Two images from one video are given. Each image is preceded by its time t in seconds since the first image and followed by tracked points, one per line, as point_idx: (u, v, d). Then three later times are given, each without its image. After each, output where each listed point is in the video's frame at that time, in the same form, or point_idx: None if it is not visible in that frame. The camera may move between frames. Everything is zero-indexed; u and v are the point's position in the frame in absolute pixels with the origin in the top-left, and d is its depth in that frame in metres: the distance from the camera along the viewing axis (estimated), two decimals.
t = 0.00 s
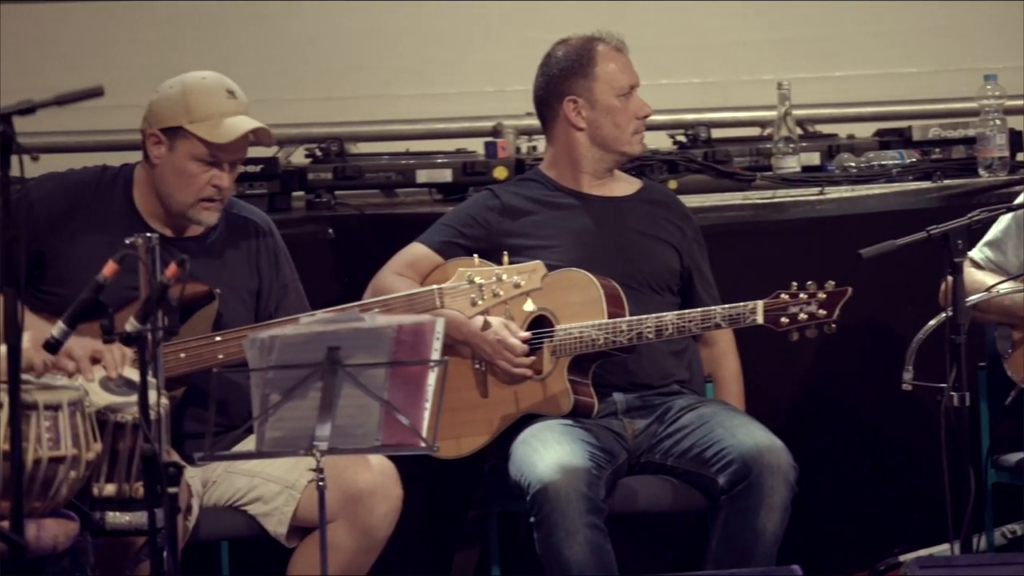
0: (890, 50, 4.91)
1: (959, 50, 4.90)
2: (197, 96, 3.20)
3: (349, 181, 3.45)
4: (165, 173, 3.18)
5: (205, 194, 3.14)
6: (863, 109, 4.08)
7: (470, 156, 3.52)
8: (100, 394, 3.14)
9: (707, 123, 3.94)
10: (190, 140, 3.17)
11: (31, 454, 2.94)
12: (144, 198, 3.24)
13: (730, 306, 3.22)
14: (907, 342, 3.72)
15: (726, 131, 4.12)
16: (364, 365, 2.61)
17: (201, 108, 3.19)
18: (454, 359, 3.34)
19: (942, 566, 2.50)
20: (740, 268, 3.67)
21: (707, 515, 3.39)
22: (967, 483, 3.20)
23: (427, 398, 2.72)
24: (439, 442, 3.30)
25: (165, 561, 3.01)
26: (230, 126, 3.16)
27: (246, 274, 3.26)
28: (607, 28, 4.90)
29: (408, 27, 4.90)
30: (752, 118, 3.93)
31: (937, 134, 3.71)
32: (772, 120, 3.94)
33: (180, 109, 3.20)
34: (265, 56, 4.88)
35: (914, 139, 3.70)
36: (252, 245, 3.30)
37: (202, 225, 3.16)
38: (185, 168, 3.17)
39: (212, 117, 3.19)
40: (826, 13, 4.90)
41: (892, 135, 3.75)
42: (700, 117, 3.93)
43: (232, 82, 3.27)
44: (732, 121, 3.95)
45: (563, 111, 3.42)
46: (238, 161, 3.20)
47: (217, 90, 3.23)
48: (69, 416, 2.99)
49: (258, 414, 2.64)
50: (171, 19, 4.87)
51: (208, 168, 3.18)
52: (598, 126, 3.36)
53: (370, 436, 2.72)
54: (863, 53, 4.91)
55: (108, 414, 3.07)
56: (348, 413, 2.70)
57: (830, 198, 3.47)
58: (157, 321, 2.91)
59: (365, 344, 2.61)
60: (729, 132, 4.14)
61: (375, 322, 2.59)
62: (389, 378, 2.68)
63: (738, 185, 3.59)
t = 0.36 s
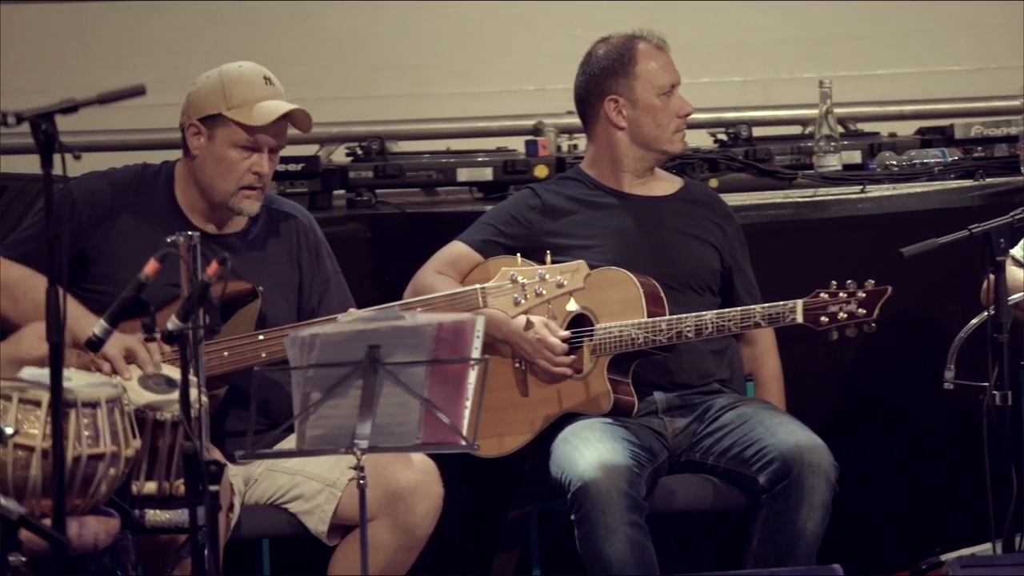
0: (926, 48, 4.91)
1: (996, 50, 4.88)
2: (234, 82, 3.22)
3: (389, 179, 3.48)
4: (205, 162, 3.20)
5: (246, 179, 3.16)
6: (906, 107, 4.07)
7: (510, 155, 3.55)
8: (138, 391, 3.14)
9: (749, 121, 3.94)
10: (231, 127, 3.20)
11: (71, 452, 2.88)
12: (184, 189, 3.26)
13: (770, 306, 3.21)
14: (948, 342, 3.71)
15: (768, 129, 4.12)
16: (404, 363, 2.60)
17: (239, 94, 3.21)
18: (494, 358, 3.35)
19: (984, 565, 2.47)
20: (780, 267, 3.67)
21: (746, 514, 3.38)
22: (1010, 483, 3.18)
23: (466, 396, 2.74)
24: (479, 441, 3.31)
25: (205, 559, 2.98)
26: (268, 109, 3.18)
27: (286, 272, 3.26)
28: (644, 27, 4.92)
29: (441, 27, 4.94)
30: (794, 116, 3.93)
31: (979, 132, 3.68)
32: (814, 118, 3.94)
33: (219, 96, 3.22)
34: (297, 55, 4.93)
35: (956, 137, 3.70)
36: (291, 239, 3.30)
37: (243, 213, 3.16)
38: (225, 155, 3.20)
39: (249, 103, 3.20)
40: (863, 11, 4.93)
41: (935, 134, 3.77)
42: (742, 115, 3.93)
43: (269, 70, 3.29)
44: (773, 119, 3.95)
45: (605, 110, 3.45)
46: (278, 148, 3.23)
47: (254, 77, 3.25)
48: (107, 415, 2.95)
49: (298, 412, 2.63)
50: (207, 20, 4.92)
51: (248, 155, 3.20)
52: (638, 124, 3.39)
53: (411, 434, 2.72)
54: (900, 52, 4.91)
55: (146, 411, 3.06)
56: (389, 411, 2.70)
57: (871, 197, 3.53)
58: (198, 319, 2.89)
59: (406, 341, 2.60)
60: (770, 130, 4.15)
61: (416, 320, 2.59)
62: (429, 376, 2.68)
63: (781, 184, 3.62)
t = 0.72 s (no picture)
0: (950, 48, 4.90)
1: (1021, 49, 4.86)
2: (255, 80, 3.18)
3: (412, 178, 3.47)
4: (219, 157, 3.18)
5: (252, 178, 3.11)
6: (931, 106, 4.07)
7: (534, 153, 3.55)
8: (164, 391, 3.12)
9: (773, 120, 3.96)
10: (243, 123, 3.16)
11: (97, 450, 2.87)
12: (206, 185, 3.25)
13: (792, 301, 3.19)
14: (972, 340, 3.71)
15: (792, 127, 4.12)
16: (428, 362, 2.60)
17: (256, 92, 3.17)
18: (517, 357, 3.35)
19: (1007, 564, 2.45)
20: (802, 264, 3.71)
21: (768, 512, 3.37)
22: None
23: (490, 395, 2.73)
24: (502, 440, 3.31)
25: (228, 557, 2.97)
26: (279, 108, 3.12)
27: (309, 271, 3.27)
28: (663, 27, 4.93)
29: (458, 27, 4.94)
30: (817, 115, 3.95)
31: (1003, 131, 3.68)
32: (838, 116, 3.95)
33: (238, 92, 3.19)
34: (314, 55, 4.94)
35: (980, 136, 3.71)
36: (313, 239, 3.31)
37: (250, 212, 3.12)
38: (237, 151, 3.16)
39: (264, 101, 3.15)
40: (886, 10, 4.92)
41: (958, 133, 3.78)
42: (766, 114, 3.95)
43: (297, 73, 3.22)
44: (797, 117, 3.97)
45: (626, 107, 3.45)
46: (289, 147, 3.16)
47: (277, 77, 3.18)
48: (132, 413, 2.93)
49: (321, 410, 2.63)
50: (227, 19, 4.93)
51: (259, 153, 3.15)
52: (659, 121, 3.39)
53: (433, 433, 2.72)
54: (923, 51, 4.90)
55: (172, 411, 3.04)
56: (411, 411, 2.69)
57: (894, 196, 3.49)
58: (221, 318, 2.87)
59: (428, 342, 2.59)
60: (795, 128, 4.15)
61: (439, 319, 2.58)
62: (453, 375, 2.67)
63: (805, 182, 3.61)
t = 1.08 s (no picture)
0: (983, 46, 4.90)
1: None
2: (297, 81, 3.23)
3: (449, 176, 3.53)
4: (267, 160, 3.20)
5: (307, 180, 3.16)
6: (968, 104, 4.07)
7: (571, 151, 3.60)
8: (202, 389, 3.08)
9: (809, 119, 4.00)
10: (293, 126, 3.20)
11: (133, 449, 2.76)
12: (245, 187, 3.25)
13: (830, 302, 3.21)
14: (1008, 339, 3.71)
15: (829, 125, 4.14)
16: (465, 362, 2.57)
17: (303, 94, 3.21)
18: (554, 355, 3.35)
19: None
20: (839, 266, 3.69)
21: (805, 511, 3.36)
22: None
23: (527, 393, 2.70)
24: (539, 438, 3.31)
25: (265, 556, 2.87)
26: (332, 109, 3.18)
27: (347, 269, 3.27)
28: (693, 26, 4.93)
29: (487, 26, 4.95)
30: (854, 113, 4.01)
31: None
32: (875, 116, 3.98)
33: (282, 94, 3.22)
34: (343, 54, 4.96)
35: (1017, 135, 3.73)
36: (349, 238, 3.31)
37: (303, 213, 3.16)
38: (287, 154, 3.19)
39: (312, 102, 3.20)
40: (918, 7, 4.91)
41: (996, 130, 3.80)
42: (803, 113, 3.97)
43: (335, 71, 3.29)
44: (834, 117, 4.01)
45: (663, 107, 3.46)
46: (340, 148, 3.22)
47: (318, 76, 3.24)
48: (170, 412, 2.84)
49: (358, 409, 2.60)
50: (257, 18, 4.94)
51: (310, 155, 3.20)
52: (698, 120, 3.40)
53: (470, 432, 2.68)
54: (956, 49, 4.90)
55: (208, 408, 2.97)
56: (448, 408, 2.66)
57: (931, 194, 3.53)
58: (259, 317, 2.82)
59: (464, 340, 2.55)
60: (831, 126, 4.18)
61: (475, 318, 2.54)
62: (490, 373, 2.64)
63: (841, 180, 3.64)
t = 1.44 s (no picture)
0: (1005, 45, 4.89)
1: None
2: (330, 80, 3.23)
3: (474, 176, 3.54)
4: (302, 160, 3.22)
5: (345, 178, 3.18)
6: (993, 103, 4.06)
7: (596, 150, 3.60)
8: (228, 388, 3.09)
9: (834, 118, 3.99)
10: (330, 125, 3.21)
11: (160, 448, 2.75)
12: (275, 189, 3.27)
13: (854, 297, 3.20)
14: None
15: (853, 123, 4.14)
16: (490, 360, 2.56)
17: (338, 93, 3.22)
18: (579, 354, 3.36)
19: None
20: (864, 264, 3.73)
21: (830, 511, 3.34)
22: None
23: (552, 393, 2.69)
24: (564, 437, 3.32)
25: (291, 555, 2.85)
26: (368, 108, 3.20)
27: (374, 269, 3.28)
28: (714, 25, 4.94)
29: (507, 27, 4.96)
30: (879, 112, 3.96)
31: None
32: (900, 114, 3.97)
33: (315, 94, 3.23)
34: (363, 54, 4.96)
35: None
36: (378, 236, 3.32)
37: (342, 211, 3.18)
38: (324, 154, 3.21)
39: (348, 101, 3.22)
40: (940, 8, 4.91)
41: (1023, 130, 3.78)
42: (828, 111, 3.97)
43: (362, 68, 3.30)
44: (859, 115, 4.00)
45: (687, 104, 3.46)
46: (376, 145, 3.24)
47: (349, 74, 3.25)
48: (196, 411, 2.84)
49: (383, 408, 2.59)
50: (278, 20, 4.96)
51: (347, 154, 3.22)
52: (722, 119, 3.41)
53: (495, 432, 2.67)
54: (977, 48, 4.89)
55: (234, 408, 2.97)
56: (473, 408, 2.65)
57: (957, 193, 3.51)
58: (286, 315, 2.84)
59: (490, 339, 2.56)
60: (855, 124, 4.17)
61: (500, 317, 2.55)
62: (515, 373, 2.63)
63: (868, 179, 3.62)
